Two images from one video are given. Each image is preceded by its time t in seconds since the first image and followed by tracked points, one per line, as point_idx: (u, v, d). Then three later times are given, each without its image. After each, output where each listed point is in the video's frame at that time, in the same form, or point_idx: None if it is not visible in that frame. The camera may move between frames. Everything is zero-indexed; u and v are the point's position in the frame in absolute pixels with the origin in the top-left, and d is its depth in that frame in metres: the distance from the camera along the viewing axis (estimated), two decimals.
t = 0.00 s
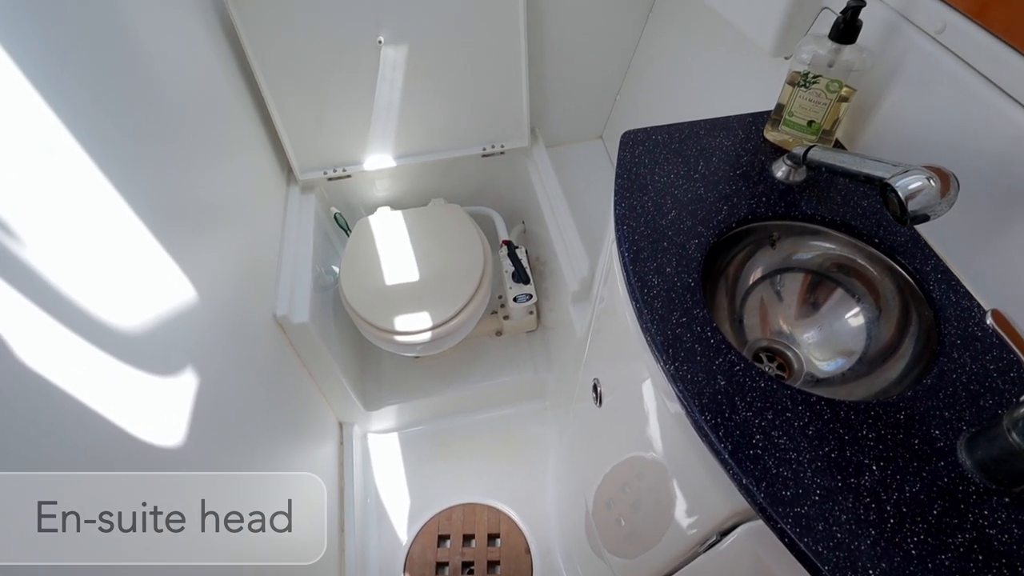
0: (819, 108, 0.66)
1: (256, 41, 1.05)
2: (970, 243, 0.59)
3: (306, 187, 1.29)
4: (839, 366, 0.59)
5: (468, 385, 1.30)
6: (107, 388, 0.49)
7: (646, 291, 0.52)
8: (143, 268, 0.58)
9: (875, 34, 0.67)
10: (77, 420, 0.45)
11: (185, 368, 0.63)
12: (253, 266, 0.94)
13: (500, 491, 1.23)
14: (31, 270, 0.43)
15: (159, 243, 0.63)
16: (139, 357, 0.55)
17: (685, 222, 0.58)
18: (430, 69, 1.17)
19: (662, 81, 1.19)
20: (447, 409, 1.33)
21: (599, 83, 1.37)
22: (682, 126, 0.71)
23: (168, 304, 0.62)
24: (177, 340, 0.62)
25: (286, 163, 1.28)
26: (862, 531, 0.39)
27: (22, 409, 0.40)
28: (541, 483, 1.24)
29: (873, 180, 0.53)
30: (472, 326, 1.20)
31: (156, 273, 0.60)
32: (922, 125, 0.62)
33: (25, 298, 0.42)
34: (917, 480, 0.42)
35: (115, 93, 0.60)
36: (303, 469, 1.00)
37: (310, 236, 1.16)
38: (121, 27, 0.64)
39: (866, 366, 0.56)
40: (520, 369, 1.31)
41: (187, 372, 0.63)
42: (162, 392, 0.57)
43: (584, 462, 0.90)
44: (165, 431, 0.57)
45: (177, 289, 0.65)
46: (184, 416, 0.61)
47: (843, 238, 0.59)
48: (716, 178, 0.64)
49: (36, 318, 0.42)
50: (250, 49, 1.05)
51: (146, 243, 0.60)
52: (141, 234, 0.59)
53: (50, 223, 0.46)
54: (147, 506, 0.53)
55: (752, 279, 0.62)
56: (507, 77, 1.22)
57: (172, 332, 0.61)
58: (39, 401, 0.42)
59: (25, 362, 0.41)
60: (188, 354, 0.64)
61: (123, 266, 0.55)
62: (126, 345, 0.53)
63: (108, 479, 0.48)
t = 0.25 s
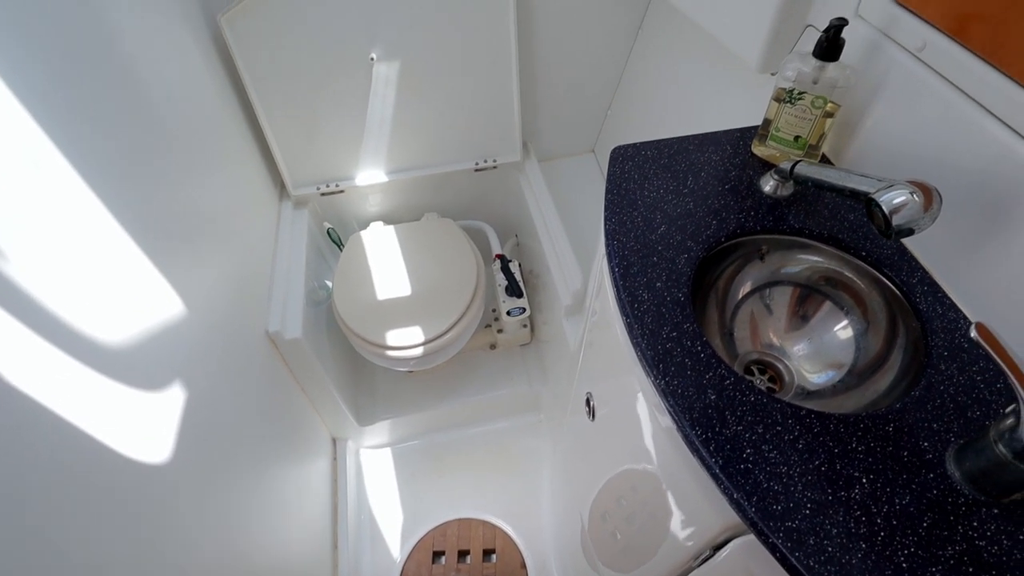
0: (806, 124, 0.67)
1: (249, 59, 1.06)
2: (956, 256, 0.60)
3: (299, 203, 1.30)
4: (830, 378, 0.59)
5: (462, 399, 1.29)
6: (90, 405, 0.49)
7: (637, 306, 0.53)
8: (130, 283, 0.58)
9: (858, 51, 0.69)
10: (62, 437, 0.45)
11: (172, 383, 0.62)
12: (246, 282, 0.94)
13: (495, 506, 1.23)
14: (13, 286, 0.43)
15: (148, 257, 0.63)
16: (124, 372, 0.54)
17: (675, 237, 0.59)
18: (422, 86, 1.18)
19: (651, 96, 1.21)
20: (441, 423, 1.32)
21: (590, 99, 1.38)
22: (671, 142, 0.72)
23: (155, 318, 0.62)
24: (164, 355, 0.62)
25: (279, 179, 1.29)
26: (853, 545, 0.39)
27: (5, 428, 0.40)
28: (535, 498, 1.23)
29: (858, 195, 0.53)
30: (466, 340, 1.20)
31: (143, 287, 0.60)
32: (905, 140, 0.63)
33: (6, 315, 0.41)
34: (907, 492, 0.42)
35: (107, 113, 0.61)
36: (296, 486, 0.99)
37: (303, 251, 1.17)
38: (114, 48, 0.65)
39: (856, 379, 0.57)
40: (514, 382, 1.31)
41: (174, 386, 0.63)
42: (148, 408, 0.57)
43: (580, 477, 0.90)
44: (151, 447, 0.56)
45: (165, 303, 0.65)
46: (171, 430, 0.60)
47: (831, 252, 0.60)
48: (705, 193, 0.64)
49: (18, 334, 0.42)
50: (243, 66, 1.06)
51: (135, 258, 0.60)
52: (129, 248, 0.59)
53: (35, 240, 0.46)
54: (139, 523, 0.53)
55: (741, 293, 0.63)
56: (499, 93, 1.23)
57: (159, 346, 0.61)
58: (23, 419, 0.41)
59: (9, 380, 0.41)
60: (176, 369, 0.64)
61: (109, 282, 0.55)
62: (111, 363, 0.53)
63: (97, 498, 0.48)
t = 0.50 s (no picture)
0: (792, 138, 0.68)
1: (243, 76, 1.07)
2: (940, 267, 0.61)
3: (292, 218, 1.30)
4: (820, 390, 0.59)
5: (456, 413, 1.29)
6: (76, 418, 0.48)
7: (627, 321, 0.53)
8: (116, 295, 0.58)
9: (841, 67, 0.70)
10: (50, 453, 0.45)
11: (159, 394, 0.62)
12: (239, 298, 0.94)
13: (490, 520, 1.22)
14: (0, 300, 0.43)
15: (136, 268, 0.62)
16: (111, 384, 0.54)
17: (664, 251, 0.60)
18: (414, 101, 1.19)
19: (641, 111, 1.23)
20: (436, 437, 1.32)
21: (581, 113, 1.40)
22: (660, 156, 0.73)
23: (142, 329, 0.61)
24: (153, 371, 0.62)
25: (272, 194, 1.29)
26: (844, 557, 0.39)
27: None
28: (531, 511, 1.22)
29: (843, 209, 0.54)
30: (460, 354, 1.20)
31: (130, 298, 0.60)
32: (888, 154, 0.65)
33: None
34: (897, 503, 0.42)
35: (101, 131, 0.62)
36: (289, 503, 0.98)
37: (297, 266, 1.17)
38: (108, 67, 0.66)
39: (846, 390, 0.57)
40: (509, 396, 1.31)
41: (161, 398, 0.62)
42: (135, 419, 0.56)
43: (575, 491, 0.89)
44: (139, 460, 0.56)
45: (153, 313, 0.64)
46: (160, 441, 0.60)
47: (819, 264, 0.61)
48: (694, 207, 0.65)
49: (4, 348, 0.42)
50: (237, 84, 1.07)
51: (124, 270, 0.60)
52: (117, 260, 0.59)
53: (23, 255, 0.46)
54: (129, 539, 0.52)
55: (731, 306, 0.64)
56: (491, 108, 1.25)
57: (148, 361, 0.61)
58: (10, 433, 0.41)
59: None
60: (166, 381, 0.64)
61: (94, 292, 0.55)
62: (97, 375, 0.52)
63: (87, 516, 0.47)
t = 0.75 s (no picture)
0: (777, 153, 0.69)
1: (236, 95, 1.08)
2: (926, 279, 0.62)
3: (286, 235, 1.31)
4: (810, 401, 0.60)
5: (451, 429, 1.28)
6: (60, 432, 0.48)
7: (618, 334, 0.54)
8: (103, 306, 0.57)
9: (824, 83, 0.71)
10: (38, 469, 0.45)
11: (146, 404, 0.61)
12: (232, 316, 0.94)
13: (486, 536, 1.21)
14: None
15: (125, 281, 0.62)
16: (98, 397, 0.54)
17: (654, 265, 0.61)
18: (406, 118, 1.21)
19: (631, 126, 1.25)
20: (431, 453, 1.31)
21: (573, 129, 1.42)
22: (649, 171, 0.74)
23: (130, 341, 0.61)
24: (144, 389, 0.61)
25: (266, 211, 1.30)
26: (836, 568, 0.40)
27: None
28: (527, 526, 1.22)
29: (829, 222, 0.55)
30: (454, 368, 1.20)
31: (120, 310, 0.60)
32: (872, 168, 0.66)
33: None
34: (887, 513, 0.43)
35: (96, 150, 0.62)
36: (283, 522, 0.98)
37: (290, 283, 1.17)
38: (102, 87, 0.66)
39: (836, 400, 0.58)
40: (504, 410, 1.31)
41: (149, 408, 0.62)
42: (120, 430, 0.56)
43: (570, 505, 0.89)
44: (126, 472, 0.56)
45: (141, 324, 0.64)
46: (147, 452, 0.60)
47: (806, 276, 0.62)
48: (683, 221, 0.66)
49: None
50: (230, 102, 1.08)
51: (114, 282, 0.60)
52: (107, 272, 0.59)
53: (13, 270, 0.46)
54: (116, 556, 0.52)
55: (721, 318, 0.64)
56: (483, 124, 1.26)
57: (139, 379, 0.61)
58: None
59: None
60: (155, 395, 0.64)
61: (80, 302, 0.54)
62: (82, 387, 0.52)
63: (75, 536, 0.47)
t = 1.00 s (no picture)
0: (766, 164, 0.70)
1: (231, 111, 1.09)
2: (913, 287, 0.63)
3: (281, 249, 1.31)
4: (803, 410, 0.60)
5: (448, 442, 1.28)
6: (50, 444, 0.48)
7: (612, 345, 0.54)
8: (95, 317, 0.57)
9: (810, 95, 0.73)
10: (32, 483, 0.45)
11: (139, 414, 0.61)
12: (227, 330, 0.94)
13: (484, 551, 1.20)
14: None
15: (117, 291, 0.62)
16: (91, 409, 0.54)
17: (647, 276, 0.61)
18: (400, 133, 1.22)
19: (622, 139, 1.26)
20: (427, 467, 1.31)
21: (565, 142, 1.43)
22: (641, 183, 0.75)
23: (125, 354, 0.61)
24: (138, 403, 0.61)
25: (261, 226, 1.30)
26: None
27: None
28: (524, 540, 1.21)
29: (817, 232, 0.56)
30: (450, 381, 1.20)
31: (115, 323, 0.60)
32: (859, 178, 0.67)
33: None
34: (879, 520, 0.43)
35: (92, 165, 0.63)
36: (278, 538, 0.97)
37: (285, 297, 1.17)
38: (98, 105, 0.67)
39: (828, 408, 0.58)
40: (500, 423, 1.31)
41: (141, 417, 0.61)
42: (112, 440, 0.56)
43: (568, 518, 0.89)
44: (119, 485, 0.55)
45: (134, 335, 0.64)
46: (141, 463, 0.59)
47: (796, 285, 0.62)
48: (675, 232, 0.67)
49: None
50: (225, 118, 1.09)
51: (108, 295, 0.60)
52: (101, 285, 0.59)
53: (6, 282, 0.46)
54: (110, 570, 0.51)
55: (713, 328, 0.65)
56: (476, 138, 1.28)
57: (133, 394, 0.61)
58: None
59: None
60: (150, 409, 0.63)
61: (71, 312, 0.54)
62: (73, 398, 0.51)
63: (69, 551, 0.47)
